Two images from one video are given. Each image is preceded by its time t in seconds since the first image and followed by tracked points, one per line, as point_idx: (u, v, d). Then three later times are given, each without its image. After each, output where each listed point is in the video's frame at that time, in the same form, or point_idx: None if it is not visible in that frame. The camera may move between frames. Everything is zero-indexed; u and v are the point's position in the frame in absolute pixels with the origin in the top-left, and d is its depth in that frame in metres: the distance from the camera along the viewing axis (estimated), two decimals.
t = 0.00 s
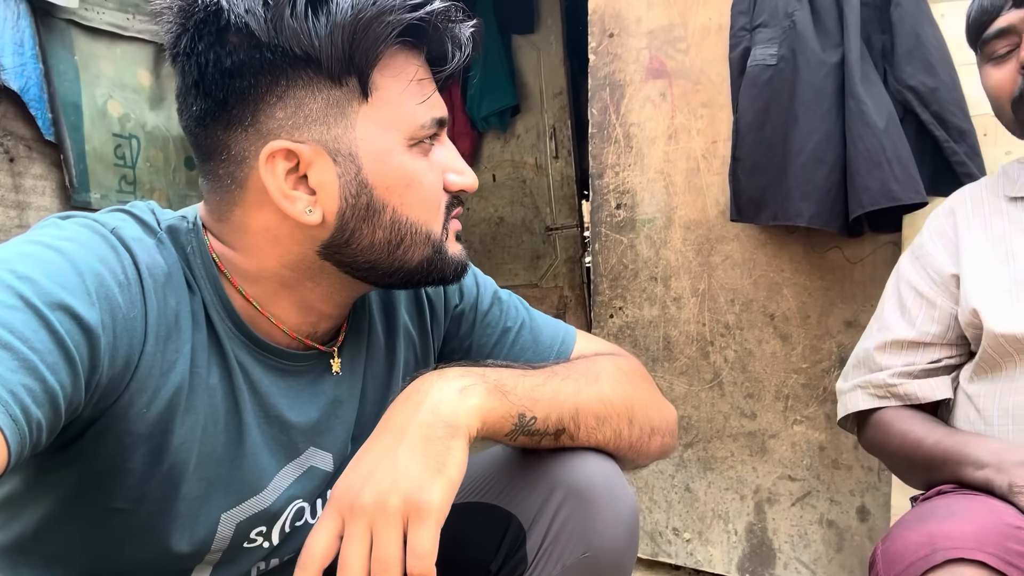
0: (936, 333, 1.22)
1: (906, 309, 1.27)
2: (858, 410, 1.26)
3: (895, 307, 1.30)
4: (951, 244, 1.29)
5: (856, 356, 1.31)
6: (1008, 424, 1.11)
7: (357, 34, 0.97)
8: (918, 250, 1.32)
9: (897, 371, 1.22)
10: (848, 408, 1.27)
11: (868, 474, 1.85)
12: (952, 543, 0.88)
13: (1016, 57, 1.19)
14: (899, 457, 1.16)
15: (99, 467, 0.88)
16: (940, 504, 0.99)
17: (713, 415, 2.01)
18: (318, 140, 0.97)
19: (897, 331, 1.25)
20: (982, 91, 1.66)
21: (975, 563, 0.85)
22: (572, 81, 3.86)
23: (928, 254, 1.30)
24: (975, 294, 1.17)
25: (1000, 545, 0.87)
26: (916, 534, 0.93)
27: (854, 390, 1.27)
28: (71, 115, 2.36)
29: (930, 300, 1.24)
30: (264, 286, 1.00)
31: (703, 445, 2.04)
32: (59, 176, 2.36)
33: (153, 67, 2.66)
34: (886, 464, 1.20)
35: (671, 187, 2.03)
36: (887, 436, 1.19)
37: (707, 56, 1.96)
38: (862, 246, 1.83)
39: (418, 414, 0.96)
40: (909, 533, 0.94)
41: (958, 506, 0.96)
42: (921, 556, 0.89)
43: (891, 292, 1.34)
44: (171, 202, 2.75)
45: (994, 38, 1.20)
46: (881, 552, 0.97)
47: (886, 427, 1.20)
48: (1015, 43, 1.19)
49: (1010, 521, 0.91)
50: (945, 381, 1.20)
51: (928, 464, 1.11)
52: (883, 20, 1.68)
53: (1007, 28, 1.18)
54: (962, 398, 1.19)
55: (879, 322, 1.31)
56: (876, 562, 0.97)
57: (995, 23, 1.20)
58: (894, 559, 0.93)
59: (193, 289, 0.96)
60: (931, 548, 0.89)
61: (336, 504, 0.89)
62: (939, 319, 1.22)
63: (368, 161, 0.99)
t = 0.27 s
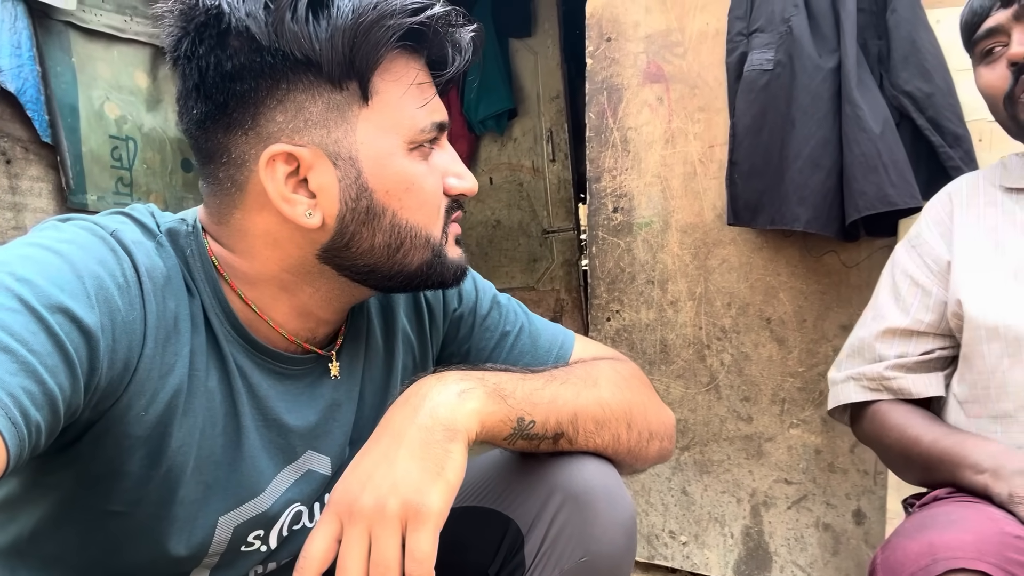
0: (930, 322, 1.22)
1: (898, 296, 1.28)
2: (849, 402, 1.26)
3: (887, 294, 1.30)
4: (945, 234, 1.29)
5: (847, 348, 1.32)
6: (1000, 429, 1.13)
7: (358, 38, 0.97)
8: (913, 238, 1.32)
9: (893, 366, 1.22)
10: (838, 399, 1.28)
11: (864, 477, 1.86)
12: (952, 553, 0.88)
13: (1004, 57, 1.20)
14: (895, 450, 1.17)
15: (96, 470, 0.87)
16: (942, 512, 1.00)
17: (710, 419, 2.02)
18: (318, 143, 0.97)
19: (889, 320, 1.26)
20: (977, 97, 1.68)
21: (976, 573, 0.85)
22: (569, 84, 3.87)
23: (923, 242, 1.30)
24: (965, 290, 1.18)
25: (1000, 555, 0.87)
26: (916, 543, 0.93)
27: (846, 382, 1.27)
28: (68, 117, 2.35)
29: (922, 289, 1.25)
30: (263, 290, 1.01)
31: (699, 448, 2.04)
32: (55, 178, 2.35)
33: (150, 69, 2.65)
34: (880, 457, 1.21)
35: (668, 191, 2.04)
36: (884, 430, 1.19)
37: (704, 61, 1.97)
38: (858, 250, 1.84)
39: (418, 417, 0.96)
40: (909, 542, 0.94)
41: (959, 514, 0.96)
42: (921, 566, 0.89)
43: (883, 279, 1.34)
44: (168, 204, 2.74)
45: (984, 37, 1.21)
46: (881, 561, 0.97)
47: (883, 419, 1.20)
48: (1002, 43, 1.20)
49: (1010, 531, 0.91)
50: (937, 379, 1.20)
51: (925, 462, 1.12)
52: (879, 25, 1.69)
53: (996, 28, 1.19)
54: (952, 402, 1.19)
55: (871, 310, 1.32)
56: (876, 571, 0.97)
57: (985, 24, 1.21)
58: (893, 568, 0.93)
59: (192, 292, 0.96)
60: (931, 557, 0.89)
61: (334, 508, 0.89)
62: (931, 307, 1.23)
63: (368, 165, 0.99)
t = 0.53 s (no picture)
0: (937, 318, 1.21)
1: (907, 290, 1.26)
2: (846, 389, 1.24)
3: (893, 284, 1.28)
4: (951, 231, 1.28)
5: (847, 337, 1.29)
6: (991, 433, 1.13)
7: (348, 37, 0.97)
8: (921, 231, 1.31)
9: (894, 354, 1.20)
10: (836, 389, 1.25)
11: (858, 480, 1.86)
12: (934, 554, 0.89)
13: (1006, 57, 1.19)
14: (892, 433, 1.14)
15: (88, 471, 0.87)
16: (927, 514, 1.01)
17: (705, 421, 2.02)
18: (310, 143, 0.97)
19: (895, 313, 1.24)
20: (970, 101, 1.69)
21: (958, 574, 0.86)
22: (566, 86, 3.87)
23: (933, 237, 1.29)
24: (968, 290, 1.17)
25: (981, 557, 0.89)
26: (898, 544, 0.94)
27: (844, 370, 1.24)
28: (63, 117, 2.34)
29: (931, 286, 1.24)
30: (255, 291, 1.00)
31: (694, 451, 2.04)
32: (50, 178, 2.34)
33: (146, 69, 2.65)
34: (878, 443, 1.18)
35: (664, 194, 2.04)
36: (880, 417, 1.16)
37: (700, 64, 1.98)
38: (852, 253, 1.85)
39: (411, 418, 0.96)
40: (892, 542, 0.95)
41: (943, 517, 0.98)
42: (903, 566, 0.90)
43: (886, 271, 1.32)
44: (163, 205, 2.74)
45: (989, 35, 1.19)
46: (864, 562, 0.98)
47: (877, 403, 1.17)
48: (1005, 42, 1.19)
49: (991, 533, 0.93)
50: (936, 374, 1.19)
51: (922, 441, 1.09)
52: (874, 30, 1.70)
53: (1001, 26, 1.17)
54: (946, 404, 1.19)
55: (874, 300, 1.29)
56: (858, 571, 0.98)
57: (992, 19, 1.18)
58: (876, 569, 0.93)
59: (185, 293, 0.96)
60: (913, 558, 0.90)
61: (327, 510, 0.89)
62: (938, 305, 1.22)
63: (360, 165, 0.98)
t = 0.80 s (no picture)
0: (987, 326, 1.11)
1: (935, 295, 1.14)
2: (898, 427, 1.09)
3: (922, 290, 1.17)
4: (979, 228, 1.18)
5: (886, 362, 1.16)
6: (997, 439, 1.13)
7: (344, 35, 0.97)
8: (945, 228, 1.21)
9: (938, 382, 1.07)
10: (887, 427, 1.11)
11: (861, 482, 1.86)
12: (928, 570, 0.86)
13: None
14: (937, 479, 1.03)
15: (87, 471, 0.87)
16: (924, 526, 0.96)
17: (707, 422, 2.02)
18: (306, 142, 0.97)
19: (930, 329, 1.12)
20: (975, 103, 1.68)
21: None
22: (570, 87, 3.87)
23: (961, 235, 1.18)
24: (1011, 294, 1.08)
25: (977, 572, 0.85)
26: (892, 558, 0.90)
27: (890, 405, 1.11)
28: (67, 116, 2.35)
29: (966, 295, 1.12)
30: (254, 290, 1.00)
31: (696, 452, 2.04)
32: (54, 176, 2.34)
33: (150, 69, 2.66)
34: (931, 488, 1.05)
35: (667, 195, 2.04)
36: (926, 457, 1.05)
37: (704, 65, 1.97)
38: (856, 255, 1.84)
39: (411, 421, 0.96)
40: (885, 558, 0.90)
41: (940, 530, 0.93)
42: None
43: (914, 275, 1.22)
44: (165, 204, 2.75)
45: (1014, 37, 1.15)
46: None
47: (922, 446, 1.06)
48: None
49: (988, 547, 0.89)
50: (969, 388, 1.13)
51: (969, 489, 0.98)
52: (879, 31, 1.69)
53: None
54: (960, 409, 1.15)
55: (904, 310, 1.18)
56: None
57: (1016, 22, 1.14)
58: None
59: (184, 292, 0.96)
60: None
61: (328, 512, 0.89)
62: (978, 314, 1.11)
63: (357, 163, 0.98)
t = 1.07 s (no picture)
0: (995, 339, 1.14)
1: (947, 305, 1.18)
2: (901, 441, 1.16)
3: (931, 297, 1.21)
4: (997, 234, 1.19)
5: (890, 370, 1.22)
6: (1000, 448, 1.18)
7: (341, 35, 0.97)
8: (960, 235, 1.23)
9: (946, 399, 1.13)
10: (888, 438, 1.18)
11: (859, 486, 1.87)
12: None
13: None
14: (933, 494, 1.11)
15: (90, 473, 0.87)
16: (918, 539, 1.06)
17: (706, 425, 2.02)
18: (303, 142, 0.97)
19: (939, 342, 1.16)
20: (974, 109, 1.69)
21: None
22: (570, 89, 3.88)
23: (978, 242, 1.20)
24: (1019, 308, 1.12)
25: None
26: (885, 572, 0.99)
27: (894, 418, 1.17)
28: (68, 116, 2.34)
29: (981, 306, 1.16)
30: (254, 292, 1.01)
31: (695, 455, 2.04)
32: (54, 176, 2.33)
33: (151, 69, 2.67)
34: (923, 496, 1.13)
35: (667, 198, 2.05)
36: (930, 471, 1.12)
37: (704, 69, 1.98)
38: (855, 259, 1.85)
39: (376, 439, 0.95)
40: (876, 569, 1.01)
41: (932, 546, 1.02)
42: None
43: (924, 278, 1.26)
44: (166, 204, 2.75)
45: None
46: None
47: (922, 460, 1.13)
48: None
49: (978, 564, 0.98)
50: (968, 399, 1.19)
51: (963, 509, 1.06)
52: (879, 36, 1.69)
53: None
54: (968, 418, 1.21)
55: (911, 317, 1.23)
56: None
57: None
58: None
59: (186, 293, 0.96)
60: None
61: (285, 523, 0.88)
62: (992, 326, 1.15)
63: (353, 164, 0.98)
